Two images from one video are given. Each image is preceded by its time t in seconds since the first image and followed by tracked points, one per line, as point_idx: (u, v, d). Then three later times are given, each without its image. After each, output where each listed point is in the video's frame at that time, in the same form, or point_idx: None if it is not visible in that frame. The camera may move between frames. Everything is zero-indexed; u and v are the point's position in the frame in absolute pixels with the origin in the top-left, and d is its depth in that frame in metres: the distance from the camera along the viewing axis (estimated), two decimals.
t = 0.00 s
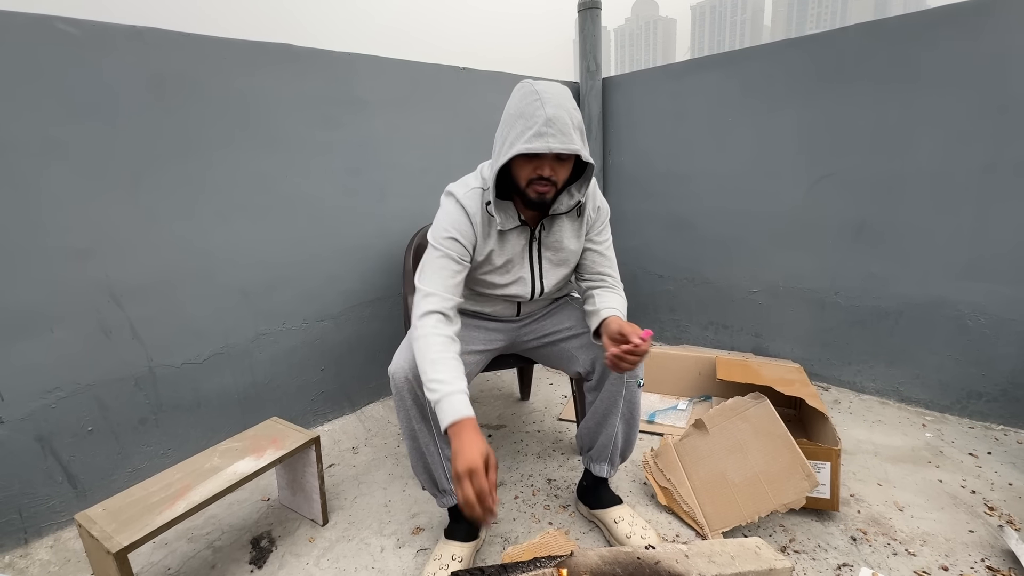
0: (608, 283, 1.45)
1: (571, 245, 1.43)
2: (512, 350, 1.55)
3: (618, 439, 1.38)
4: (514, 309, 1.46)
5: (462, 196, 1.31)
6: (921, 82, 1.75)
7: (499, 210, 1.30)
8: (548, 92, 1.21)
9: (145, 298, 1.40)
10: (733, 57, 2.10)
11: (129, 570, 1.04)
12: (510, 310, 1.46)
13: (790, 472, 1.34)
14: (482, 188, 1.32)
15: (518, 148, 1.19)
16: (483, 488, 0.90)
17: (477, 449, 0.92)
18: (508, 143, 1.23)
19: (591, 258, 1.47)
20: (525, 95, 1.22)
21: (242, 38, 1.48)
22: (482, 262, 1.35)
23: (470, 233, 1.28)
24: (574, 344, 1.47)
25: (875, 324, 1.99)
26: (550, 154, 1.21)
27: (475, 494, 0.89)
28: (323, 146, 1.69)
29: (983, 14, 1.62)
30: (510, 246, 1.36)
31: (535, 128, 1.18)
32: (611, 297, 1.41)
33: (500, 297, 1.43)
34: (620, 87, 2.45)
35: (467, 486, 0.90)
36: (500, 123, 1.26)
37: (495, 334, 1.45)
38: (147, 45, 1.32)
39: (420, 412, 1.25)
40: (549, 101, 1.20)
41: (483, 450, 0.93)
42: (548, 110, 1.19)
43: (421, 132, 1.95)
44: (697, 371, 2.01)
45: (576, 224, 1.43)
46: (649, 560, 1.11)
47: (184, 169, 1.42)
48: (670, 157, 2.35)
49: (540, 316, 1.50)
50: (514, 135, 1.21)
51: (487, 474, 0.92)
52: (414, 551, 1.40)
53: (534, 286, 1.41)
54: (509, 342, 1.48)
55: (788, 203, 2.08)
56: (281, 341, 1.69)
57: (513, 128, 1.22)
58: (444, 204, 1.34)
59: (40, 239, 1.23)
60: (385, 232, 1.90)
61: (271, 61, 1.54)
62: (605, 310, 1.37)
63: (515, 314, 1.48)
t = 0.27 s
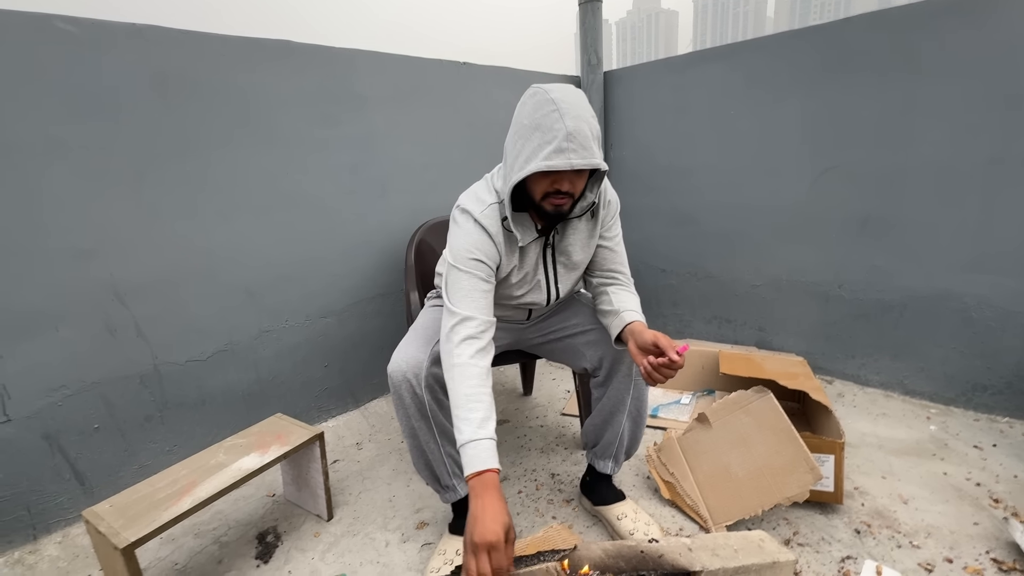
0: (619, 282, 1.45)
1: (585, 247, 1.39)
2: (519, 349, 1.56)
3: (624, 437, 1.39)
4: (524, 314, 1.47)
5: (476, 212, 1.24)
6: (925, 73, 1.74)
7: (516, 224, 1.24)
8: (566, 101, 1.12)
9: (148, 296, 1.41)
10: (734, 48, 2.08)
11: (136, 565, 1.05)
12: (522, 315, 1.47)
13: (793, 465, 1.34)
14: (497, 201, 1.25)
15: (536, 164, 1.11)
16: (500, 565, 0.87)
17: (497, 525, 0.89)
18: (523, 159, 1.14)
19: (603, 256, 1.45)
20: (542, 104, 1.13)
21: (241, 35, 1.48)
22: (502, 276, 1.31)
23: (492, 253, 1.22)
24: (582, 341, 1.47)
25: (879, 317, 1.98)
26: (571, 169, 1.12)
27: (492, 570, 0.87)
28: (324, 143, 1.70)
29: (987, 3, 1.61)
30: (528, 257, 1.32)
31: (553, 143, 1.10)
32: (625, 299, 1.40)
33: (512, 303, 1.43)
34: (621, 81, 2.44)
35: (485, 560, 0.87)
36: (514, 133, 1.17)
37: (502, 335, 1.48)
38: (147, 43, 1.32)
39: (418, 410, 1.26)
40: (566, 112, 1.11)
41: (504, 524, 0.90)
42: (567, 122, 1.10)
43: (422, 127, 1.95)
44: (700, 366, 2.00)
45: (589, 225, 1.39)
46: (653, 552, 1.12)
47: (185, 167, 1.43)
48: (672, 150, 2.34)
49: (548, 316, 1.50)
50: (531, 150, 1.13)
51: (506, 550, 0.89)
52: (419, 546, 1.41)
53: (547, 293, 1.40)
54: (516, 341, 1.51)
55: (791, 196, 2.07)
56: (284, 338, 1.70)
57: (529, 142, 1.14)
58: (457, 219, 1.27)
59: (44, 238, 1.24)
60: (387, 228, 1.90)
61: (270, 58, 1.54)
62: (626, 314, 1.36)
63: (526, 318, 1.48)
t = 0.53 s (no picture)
0: (631, 274, 1.46)
1: (597, 238, 1.40)
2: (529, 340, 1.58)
3: (633, 428, 1.41)
4: (534, 306, 1.48)
5: (488, 206, 1.25)
6: (936, 56, 1.72)
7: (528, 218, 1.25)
8: (581, 93, 1.12)
9: (162, 288, 1.44)
10: (742, 35, 2.07)
11: (158, 549, 1.08)
12: (532, 308, 1.47)
13: (801, 452, 1.35)
14: (509, 196, 1.26)
15: (551, 158, 1.11)
16: (520, 555, 0.90)
17: (512, 518, 0.91)
18: (536, 152, 1.15)
19: (614, 247, 1.45)
20: (556, 96, 1.13)
21: (248, 27, 1.49)
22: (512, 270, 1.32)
23: (503, 248, 1.22)
24: (592, 333, 1.48)
25: (888, 305, 1.98)
26: (585, 162, 1.13)
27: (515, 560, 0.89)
28: (332, 134, 1.71)
29: None
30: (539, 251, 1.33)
31: (569, 136, 1.10)
32: (636, 291, 1.41)
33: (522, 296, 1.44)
34: (628, 69, 2.43)
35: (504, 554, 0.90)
36: (528, 125, 1.17)
37: (512, 327, 1.49)
38: (155, 37, 1.34)
39: (428, 402, 1.27)
40: (581, 103, 1.11)
41: (519, 515, 0.92)
42: (582, 114, 1.10)
43: (428, 117, 1.95)
44: (708, 354, 2.01)
45: (600, 217, 1.39)
46: (660, 537, 1.13)
47: (195, 160, 1.44)
48: (679, 139, 2.33)
49: (559, 309, 1.51)
50: (545, 143, 1.13)
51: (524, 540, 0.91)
52: (431, 531, 1.44)
53: (559, 287, 1.41)
54: (525, 333, 1.51)
55: (799, 184, 2.06)
56: (295, 329, 1.72)
57: (543, 134, 1.14)
58: (469, 213, 1.28)
59: (60, 232, 1.27)
60: (395, 219, 1.92)
61: (278, 50, 1.55)
62: (638, 308, 1.37)
63: (536, 310, 1.49)
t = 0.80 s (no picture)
0: (635, 255, 1.46)
1: (600, 218, 1.40)
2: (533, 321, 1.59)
3: (636, 407, 1.43)
4: (537, 287, 1.48)
5: (489, 185, 1.25)
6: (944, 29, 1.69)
7: (530, 197, 1.26)
8: (583, 67, 1.12)
9: (169, 270, 1.46)
10: (747, 10, 2.05)
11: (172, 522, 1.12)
12: (535, 289, 1.48)
13: (803, 428, 1.36)
14: (509, 174, 1.26)
15: (552, 134, 1.11)
16: (522, 519, 0.91)
17: (511, 484, 0.92)
18: (538, 128, 1.15)
19: (618, 227, 1.45)
20: (558, 71, 1.12)
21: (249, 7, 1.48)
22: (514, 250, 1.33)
23: (503, 227, 1.23)
24: (596, 315, 1.49)
25: (893, 284, 1.97)
26: (587, 138, 1.13)
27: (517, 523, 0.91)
28: (334, 115, 1.71)
29: None
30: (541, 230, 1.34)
31: (571, 111, 1.10)
32: (640, 272, 1.42)
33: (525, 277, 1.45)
34: (631, 47, 2.41)
35: (504, 520, 0.92)
36: (529, 102, 1.17)
37: (516, 308, 1.50)
38: (156, 17, 1.34)
39: (432, 382, 1.29)
40: (583, 77, 1.11)
41: (519, 482, 0.93)
42: (584, 89, 1.10)
43: (431, 98, 1.95)
44: (711, 334, 2.02)
45: (604, 196, 1.39)
46: (663, 510, 1.14)
47: (199, 142, 1.45)
48: (683, 118, 2.32)
49: (562, 290, 1.51)
50: (546, 119, 1.13)
51: (525, 504, 0.92)
52: (437, 507, 1.46)
53: (561, 267, 1.42)
54: (529, 314, 1.53)
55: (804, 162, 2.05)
56: (301, 311, 1.74)
57: (545, 110, 1.14)
58: (470, 192, 1.28)
59: (68, 214, 1.28)
60: (398, 201, 1.93)
61: (279, 30, 1.55)
62: (642, 289, 1.37)
63: (539, 292, 1.50)
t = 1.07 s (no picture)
0: (638, 238, 1.45)
1: (602, 199, 1.39)
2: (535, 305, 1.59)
3: (639, 389, 1.43)
4: (539, 271, 1.48)
5: (488, 165, 1.25)
6: (953, 3, 1.66)
7: (529, 177, 1.25)
8: (582, 43, 1.10)
9: (170, 256, 1.46)
10: None
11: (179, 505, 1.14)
12: (536, 272, 1.48)
13: (806, 409, 1.37)
14: (508, 154, 1.26)
15: (551, 112, 1.10)
16: (522, 484, 0.90)
17: (510, 450, 0.92)
18: (536, 106, 1.14)
19: (620, 209, 1.44)
20: (556, 47, 1.11)
21: None
22: (513, 231, 1.33)
23: (500, 207, 1.24)
24: (599, 299, 1.49)
25: (899, 264, 1.96)
26: (587, 115, 1.12)
27: (517, 487, 0.90)
28: (333, 98, 1.70)
29: None
30: (540, 211, 1.33)
31: (570, 88, 1.09)
32: (643, 256, 1.41)
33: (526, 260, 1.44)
34: (634, 26, 2.37)
35: (503, 486, 0.91)
36: (528, 79, 1.16)
37: (518, 292, 1.49)
38: None
39: (434, 367, 1.30)
40: (583, 52, 1.09)
41: (518, 448, 0.92)
42: (583, 64, 1.09)
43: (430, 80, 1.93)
44: (714, 317, 2.02)
45: (606, 177, 1.38)
46: (665, 491, 1.15)
47: (197, 127, 1.45)
48: (686, 99, 2.29)
49: (564, 273, 1.51)
50: (545, 97, 1.12)
51: (524, 470, 0.92)
52: (442, 489, 1.48)
53: (563, 250, 1.41)
54: (531, 298, 1.52)
55: (808, 141, 2.03)
56: (303, 297, 1.75)
57: (543, 87, 1.13)
58: (468, 173, 1.29)
59: (68, 202, 1.28)
60: (399, 185, 1.92)
61: (275, 12, 1.53)
62: (644, 273, 1.37)
63: (541, 275, 1.50)
